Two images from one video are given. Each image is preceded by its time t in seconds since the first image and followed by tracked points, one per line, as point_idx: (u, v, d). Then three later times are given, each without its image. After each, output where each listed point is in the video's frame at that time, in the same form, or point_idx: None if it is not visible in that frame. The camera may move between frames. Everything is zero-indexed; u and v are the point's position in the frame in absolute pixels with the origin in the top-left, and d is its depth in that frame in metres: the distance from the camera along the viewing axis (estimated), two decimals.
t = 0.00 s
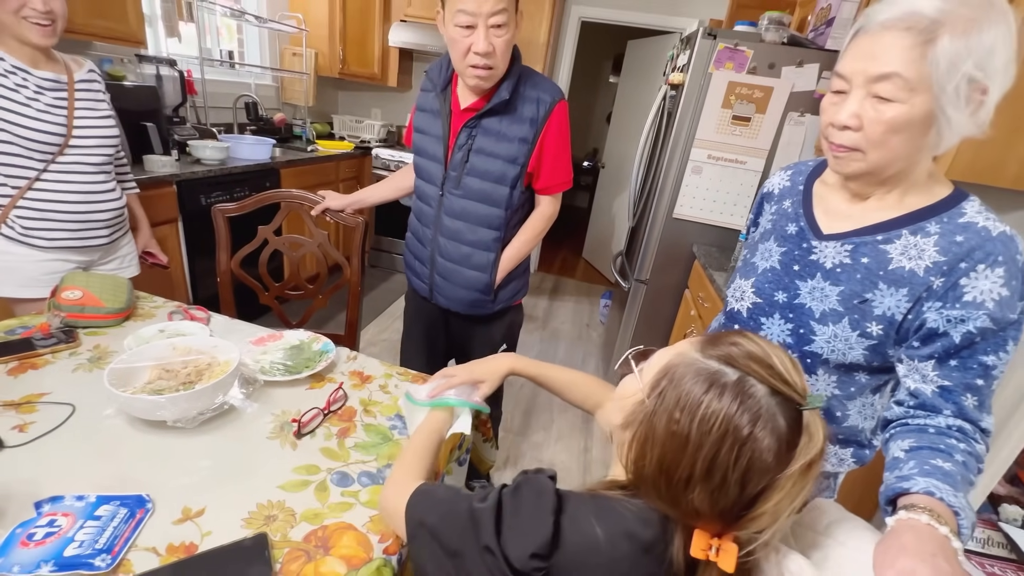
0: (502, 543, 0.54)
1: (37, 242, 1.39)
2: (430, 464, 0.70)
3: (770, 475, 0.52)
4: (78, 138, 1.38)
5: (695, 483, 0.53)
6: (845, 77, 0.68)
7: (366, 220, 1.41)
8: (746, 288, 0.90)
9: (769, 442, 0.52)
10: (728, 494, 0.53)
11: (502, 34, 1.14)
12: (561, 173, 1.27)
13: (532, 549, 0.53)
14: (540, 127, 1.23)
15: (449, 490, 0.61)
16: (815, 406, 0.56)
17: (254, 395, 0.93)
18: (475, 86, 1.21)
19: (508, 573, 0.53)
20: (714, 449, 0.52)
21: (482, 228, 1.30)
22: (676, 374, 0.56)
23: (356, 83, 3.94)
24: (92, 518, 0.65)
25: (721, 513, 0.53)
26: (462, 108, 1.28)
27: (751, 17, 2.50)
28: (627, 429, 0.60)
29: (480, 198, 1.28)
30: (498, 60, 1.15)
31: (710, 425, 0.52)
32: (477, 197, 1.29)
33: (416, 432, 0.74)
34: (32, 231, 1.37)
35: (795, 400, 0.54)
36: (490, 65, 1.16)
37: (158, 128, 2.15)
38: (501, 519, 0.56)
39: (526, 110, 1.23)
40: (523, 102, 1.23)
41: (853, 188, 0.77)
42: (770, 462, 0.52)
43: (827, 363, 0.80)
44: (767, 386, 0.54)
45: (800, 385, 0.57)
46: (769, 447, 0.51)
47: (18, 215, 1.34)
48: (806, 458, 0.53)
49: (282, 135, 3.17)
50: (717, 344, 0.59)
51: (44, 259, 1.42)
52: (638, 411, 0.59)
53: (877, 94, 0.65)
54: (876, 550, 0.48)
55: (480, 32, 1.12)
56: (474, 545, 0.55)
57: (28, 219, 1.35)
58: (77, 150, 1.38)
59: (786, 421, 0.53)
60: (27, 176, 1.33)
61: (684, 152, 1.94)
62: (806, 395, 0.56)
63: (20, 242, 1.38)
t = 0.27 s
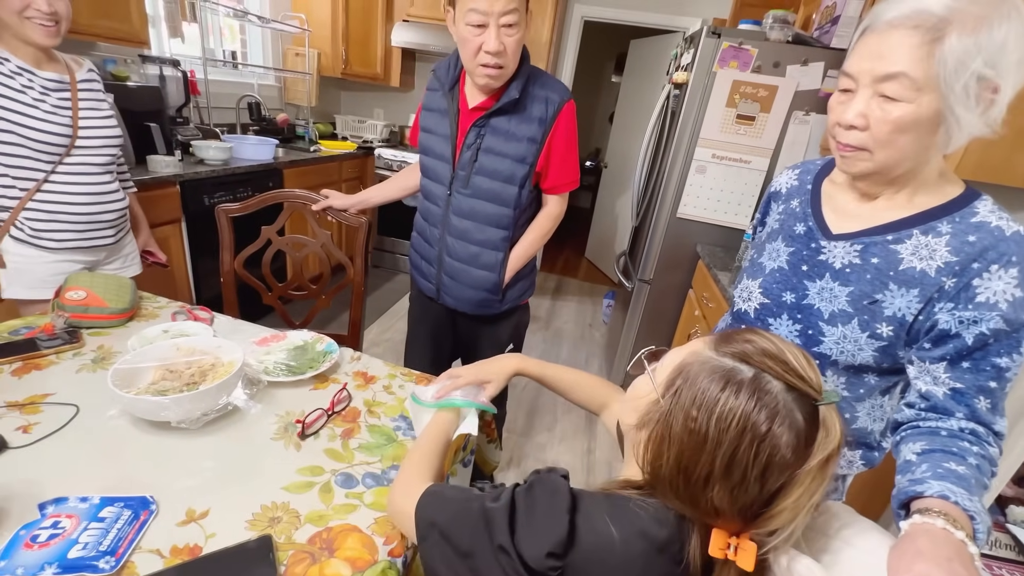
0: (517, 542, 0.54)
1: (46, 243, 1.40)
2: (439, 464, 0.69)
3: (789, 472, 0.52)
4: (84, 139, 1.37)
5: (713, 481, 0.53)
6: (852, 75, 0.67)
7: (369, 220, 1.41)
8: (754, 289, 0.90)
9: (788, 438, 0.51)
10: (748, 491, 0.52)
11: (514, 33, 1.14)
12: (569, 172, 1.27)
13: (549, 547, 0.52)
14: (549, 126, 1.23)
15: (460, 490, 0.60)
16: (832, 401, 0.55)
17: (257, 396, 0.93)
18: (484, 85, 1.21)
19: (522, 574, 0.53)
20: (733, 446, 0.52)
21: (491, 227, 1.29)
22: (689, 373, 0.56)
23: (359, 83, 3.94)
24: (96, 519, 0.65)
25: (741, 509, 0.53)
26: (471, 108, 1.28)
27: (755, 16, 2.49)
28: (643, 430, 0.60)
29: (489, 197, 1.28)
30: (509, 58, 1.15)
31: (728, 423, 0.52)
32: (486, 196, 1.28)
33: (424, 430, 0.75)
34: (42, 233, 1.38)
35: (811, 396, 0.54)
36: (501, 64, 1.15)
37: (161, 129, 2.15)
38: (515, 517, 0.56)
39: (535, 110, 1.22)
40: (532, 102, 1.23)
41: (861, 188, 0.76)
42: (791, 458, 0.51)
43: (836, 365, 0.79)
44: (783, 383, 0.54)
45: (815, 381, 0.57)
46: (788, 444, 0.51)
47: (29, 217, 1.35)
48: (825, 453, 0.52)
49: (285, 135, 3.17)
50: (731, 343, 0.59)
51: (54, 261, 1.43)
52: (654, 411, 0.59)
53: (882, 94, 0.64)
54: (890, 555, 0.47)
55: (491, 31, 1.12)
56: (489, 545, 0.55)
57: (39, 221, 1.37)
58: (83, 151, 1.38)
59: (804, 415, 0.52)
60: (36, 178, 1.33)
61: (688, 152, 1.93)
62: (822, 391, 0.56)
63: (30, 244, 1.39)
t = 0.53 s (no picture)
0: (515, 559, 0.54)
1: (65, 246, 1.41)
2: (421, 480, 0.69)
3: (790, 458, 0.51)
4: (95, 139, 1.38)
5: (716, 479, 0.52)
6: (867, 68, 0.67)
7: (373, 219, 1.41)
8: (760, 288, 0.89)
9: (783, 423, 0.51)
10: (752, 483, 0.52)
11: (524, 32, 1.14)
12: (579, 172, 1.27)
13: (547, 563, 0.52)
14: (559, 126, 1.23)
15: (452, 508, 0.60)
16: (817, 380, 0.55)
17: (263, 395, 0.93)
18: (493, 84, 1.20)
19: None
20: (729, 440, 0.51)
21: (501, 226, 1.29)
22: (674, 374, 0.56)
23: (362, 83, 3.94)
24: (102, 518, 0.65)
25: (748, 502, 0.52)
26: (482, 108, 1.27)
27: (760, 14, 2.48)
28: (639, 439, 0.59)
29: (500, 197, 1.27)
30: (518, 58, 1.14)
31: (722, 417, 0.52)
32: (497, 196, 1.28)
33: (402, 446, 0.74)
34: (60, 236, 1.40)
35: (796, 377, 0.54)
36: (511, 63, 1.15)
37: (165, 129, 2.16)
38: (511, 530, 0.56)
39: (546, 110, 1.22)
40: (543, 102, 1.23)
41: (871, 186, 0.76)
42: (789, 443, 0.51)
43: (844, 365, 0.78)
44: (766, 368, 0.53)
45: (797, 361, 0.57)
46: (784, 429, 0.51)
47: (47, 221, 1.37)
48: (819, 431, 0.52)
49: (288, 135, 3.18)
50: (709, 337, 0.59)
51: (72, 263, 1.44)
52: (646, 417, 0.58)
53: (904, 84, 0.63)
54: (902, 557, 0.47)
55: (501, 30, 1.11)
56: (486, 564, 0.54)
57: (58, 224, 1.38)
58: (94, 152, 1.39)
59: (793, 397, 0.52)
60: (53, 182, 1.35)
61: (692, 150, 1.93)
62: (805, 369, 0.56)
63: (49, 247, 1.40)
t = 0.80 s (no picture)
0: None
1: (98, 245, 1.48)
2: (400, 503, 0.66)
3: (766, 421, 0.52)
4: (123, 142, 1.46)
5: (707, 465, 0.52)
6: (885, 58, 0.67)
7: (379, 218, 1.41)
8: (768, 286, 0.89)
9: (750, 388, 0.52)
10: (742, 457, 0.52)
11: (531, 32, 1.14)
12: (591, 173, 1.27)
13: None
14: (572, 125, 1.23)
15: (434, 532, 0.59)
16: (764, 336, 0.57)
17: (270, 392, 0.94)
18: (501, 82, 1.21)
19: None
20: (708, 423, 0.52)
21: (513, 225, 1.29)
22: (638, 377, 0.56)
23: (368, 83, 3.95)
24: (114, 513, 0.66)
25: (744, 475, 0.53)
26: (495, 108, 1.28)
27: (767, 11, 2.47)
28: (624, 451, 0.59)
29: (512, 196, 1.28)
30: (525, 57, 1.15)
31: (692, 402, 0.52)
32: (509, 195, 1.28)
33: (378, 472, 0.71)
34: (93, 236, 1.47)
35: (745, 340, 0.55)
36: (517, 62, 1.15)
37: (175, 130, 2.18)
38: (496, 549, 0.55)
39: (558, 110, 1.23)
40: (555, 101, 1.23)
41: (882, 181, 0.75)
42: (762, 405, 0.52)
43: (853, 363, 0.78)
44: (716, 342, 0.55)
45: (740, 324, 0.58)
46: (752, 394, 0.52)
47: (83, 223, 1.43)
48: (783, 383, 0.53)
49: (296, 135, 3.20)
50: (654, 332, 0.60)
51: (102, 261, 1.51)
52: (625, 429, 0.58)
53: (925, 73, 0.63)
54: (912, 554, 0.47)
55: (508, 29, 1.12)
56: None
57: (93, 225, 1.45)
58: (123, 154, 1.47)
59: (750, 360, 0.53)
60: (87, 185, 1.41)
61: (699, 149, 1.92)
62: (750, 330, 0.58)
63: (82, 247, 1.47)
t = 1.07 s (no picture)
0: None
1: (139, 240, 1.51)
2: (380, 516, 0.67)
3: (719, 404, 0.53)
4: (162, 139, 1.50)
5: (667, 456, 0.53)
6: (882, 55, 0.67)
7: (378, 216, 1.42)
8: (764, 283, 0.89)
9: (700, 375, 0.52)
10: (701, 444, 0.53)
11: (525, 29, 1.13)
12: (593, 171, 1.27)
13: None
14: (574, 124, 1.24)
15: (405, 544, 0.59)
16: (709, 318, 0.57)
17: (269, 390, 0.94)
18: (496, 78, 1.21)
19: None
20: (663, 416, 0.52)
21: (517, 223, 1.29)
22: (591, 375, 0.55)
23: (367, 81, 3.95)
24: (112, 509, 0.66)
25: (705, 461, 0.54)
26: (498, 106, 1.28)
27: (767, 8, 2.47)
28: (585, 453, 0.59)
29: (516, 194, 1.28)
30: (518, 53, 1.15)
31: (646, 395, 0.52)
32: (513, 193, 1.28)
33: (356, 491, 0.71)
34: (136, 231, 1.50)
35: (690, 326, 0.55)
36: (510, 58, 1.15)
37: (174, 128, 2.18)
38: (467, 560, 0.55)
39: (561, 109, 1.23)
40: (558, 100, 1.24)
41: (878, 178, 0.75)
42: (714, 390, 0.52)
43: (848, 359, 0.78)
44: (662, 332, 0.54)
45: (684, 309, 0.58)
46: (703, 379, 0.52)
47: (127, 218, 1.46)
48: (730, 364, 0.55)
49: (295, 134, 3.20)
50: (602, 327, 0.58)
51: (139, 256, 1.54)
52: (584, 430, 0.57)
53: (922, 69, 0.63)
54: (903, 548, 0.47)
55: (502, 24, 1.13)
56: None
57: (135, 220, 1.48)
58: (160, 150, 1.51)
59: (697, 345, 0.54)
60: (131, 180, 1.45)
61: (697, 147, 1.92)
62: (694, 314, 0.58)
63: (124, 242, 1.49)
